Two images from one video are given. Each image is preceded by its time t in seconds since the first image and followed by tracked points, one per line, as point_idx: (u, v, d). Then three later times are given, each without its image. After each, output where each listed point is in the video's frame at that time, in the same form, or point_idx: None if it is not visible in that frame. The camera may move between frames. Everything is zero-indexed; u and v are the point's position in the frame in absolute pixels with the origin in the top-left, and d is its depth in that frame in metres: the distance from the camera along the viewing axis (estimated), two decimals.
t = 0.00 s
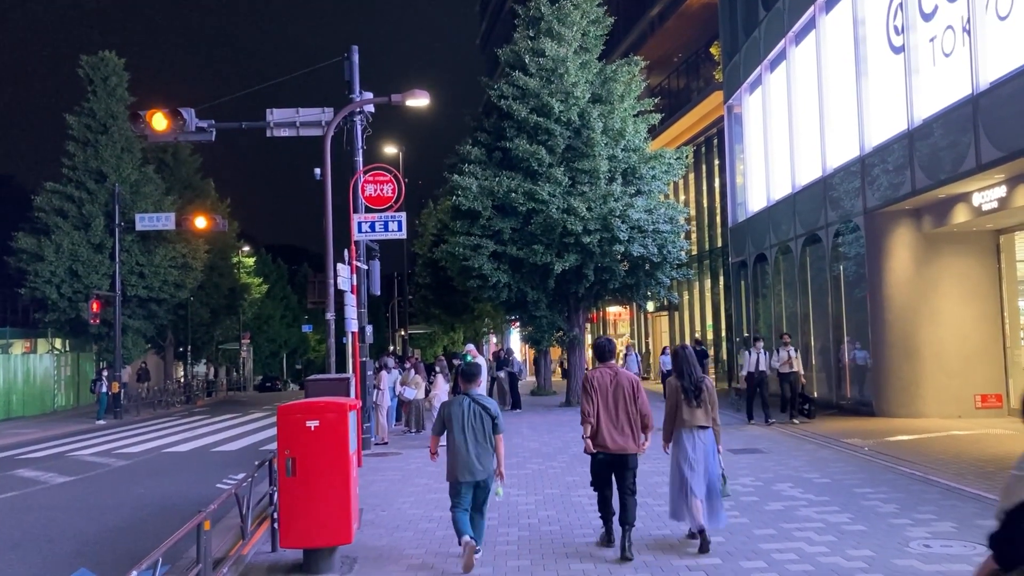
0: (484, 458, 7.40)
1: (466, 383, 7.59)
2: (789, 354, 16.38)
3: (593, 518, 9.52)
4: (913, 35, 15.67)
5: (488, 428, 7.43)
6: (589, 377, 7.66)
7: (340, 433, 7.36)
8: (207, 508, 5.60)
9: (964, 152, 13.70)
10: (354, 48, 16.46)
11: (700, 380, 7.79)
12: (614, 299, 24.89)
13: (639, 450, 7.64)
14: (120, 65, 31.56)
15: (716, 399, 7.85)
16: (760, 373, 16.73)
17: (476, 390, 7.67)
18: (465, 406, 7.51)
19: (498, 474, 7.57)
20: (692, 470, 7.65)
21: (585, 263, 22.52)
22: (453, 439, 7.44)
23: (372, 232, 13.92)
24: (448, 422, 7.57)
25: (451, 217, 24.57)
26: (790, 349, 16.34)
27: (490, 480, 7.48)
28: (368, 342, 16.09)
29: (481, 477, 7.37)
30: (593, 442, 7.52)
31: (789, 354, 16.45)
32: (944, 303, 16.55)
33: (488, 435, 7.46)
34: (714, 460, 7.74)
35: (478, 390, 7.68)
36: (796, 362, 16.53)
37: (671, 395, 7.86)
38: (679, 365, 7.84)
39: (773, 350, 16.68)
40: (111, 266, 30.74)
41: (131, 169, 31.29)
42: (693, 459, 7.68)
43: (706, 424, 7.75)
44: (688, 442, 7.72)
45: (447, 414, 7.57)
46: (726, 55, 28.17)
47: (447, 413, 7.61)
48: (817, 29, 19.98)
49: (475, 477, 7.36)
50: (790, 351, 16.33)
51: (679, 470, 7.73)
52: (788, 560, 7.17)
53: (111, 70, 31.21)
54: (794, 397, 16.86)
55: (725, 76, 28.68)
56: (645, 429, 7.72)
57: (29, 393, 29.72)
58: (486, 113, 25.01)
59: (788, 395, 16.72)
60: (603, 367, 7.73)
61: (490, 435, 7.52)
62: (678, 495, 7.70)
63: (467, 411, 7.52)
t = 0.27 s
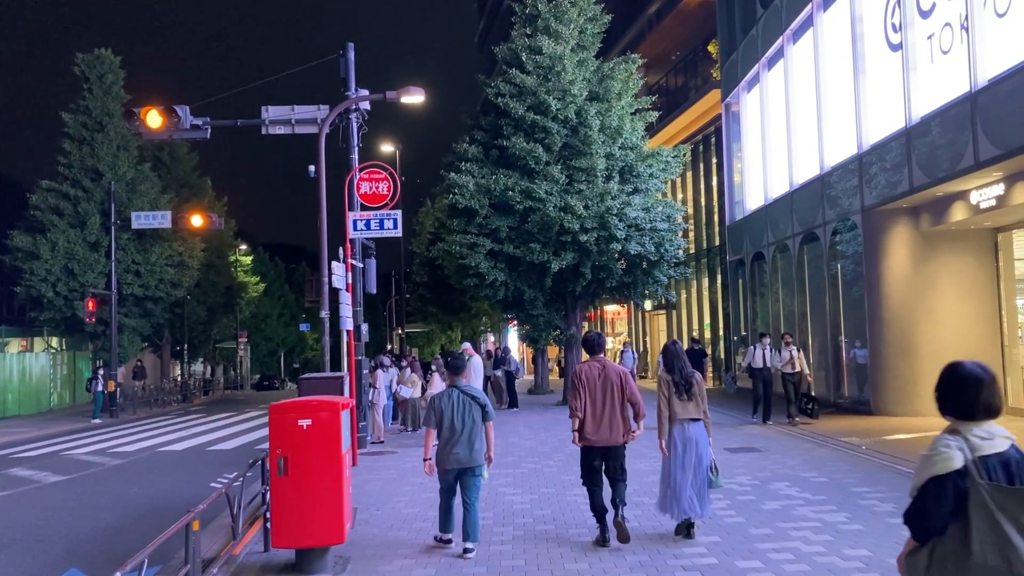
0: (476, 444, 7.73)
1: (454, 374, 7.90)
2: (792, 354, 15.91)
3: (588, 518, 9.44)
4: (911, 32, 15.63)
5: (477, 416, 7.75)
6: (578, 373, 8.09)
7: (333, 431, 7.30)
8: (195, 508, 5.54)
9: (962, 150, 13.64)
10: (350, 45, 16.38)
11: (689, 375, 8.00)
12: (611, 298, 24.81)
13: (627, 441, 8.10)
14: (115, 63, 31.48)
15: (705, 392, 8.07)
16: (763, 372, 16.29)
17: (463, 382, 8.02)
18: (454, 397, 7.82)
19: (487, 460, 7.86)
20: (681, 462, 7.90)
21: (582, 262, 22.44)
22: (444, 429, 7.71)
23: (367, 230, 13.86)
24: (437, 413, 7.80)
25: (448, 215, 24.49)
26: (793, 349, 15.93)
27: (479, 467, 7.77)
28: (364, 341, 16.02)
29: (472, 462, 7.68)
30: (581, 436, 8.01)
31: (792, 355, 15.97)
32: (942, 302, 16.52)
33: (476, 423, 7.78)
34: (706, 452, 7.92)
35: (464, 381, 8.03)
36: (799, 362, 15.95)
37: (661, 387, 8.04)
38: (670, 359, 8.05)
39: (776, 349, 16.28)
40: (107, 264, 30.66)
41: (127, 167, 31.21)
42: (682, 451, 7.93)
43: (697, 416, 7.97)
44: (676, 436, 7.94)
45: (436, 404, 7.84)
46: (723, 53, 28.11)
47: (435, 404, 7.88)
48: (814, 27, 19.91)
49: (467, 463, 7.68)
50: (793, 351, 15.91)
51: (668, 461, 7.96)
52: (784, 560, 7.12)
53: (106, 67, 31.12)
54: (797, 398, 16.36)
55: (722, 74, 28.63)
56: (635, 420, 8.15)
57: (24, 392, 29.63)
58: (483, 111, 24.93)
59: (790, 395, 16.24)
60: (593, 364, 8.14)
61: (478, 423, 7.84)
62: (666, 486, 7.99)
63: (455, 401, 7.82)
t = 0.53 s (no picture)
0: (466, 444, 8.21)
1: (441, 378, 8.37)
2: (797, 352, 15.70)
3: (588, 519, 9.31)
4: (912, 29, 15.52)
5: (466, 417, 8.23)
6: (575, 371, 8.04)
7: (327, 431, 7.20)
8: (186, 509, 5.42)
9: (963, 147, 13.54)
10: (347, 41, 16.25)
11: (684, 376, 8.11)
12: (610, 296, 24.69)
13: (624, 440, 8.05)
14: (112, 60, 31.34)
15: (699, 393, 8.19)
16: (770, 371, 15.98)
17: (450, 385, 8.47)
18: (442, 398, 8.27)
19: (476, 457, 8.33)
20: (675, 462, 8.05)
21: (581, 260, 22.31)
22: (435, 429, 8.16)
23: (364, 228, 13.73)
24: (426, 415, 8.25)
25: (446, 213, 24.34)
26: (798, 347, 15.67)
27: (470, 464, 8.23)
28: (361, 339, 15.90)
29: (463, 460, 8.15)
30: (578, 434, 7.96)
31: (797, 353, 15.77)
32: (942, 300, 16.48)
33: (465, 423, 8.26)
34: (701, 452, 8.05)
35: (451, 384, 8.49)
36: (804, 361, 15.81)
37: (656, 388, 8.12)
38: (665, 360, 8.17)
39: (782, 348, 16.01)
40: (103, 262, 30.51)
41: (123, 164, 31.07)
42: (675, 451, 8.08)
43: (691, 416, 8.10)
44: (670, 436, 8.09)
45: (427, 407, 8.29)
46: (723, 50, 27.98)
47: (424, 407, 8.34)
48: (814, 23, 19.79)
49: (458, 462, 8.14)
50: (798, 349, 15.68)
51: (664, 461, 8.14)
52: (787, 562, 7.00)
53: (103, 64, 30.98)
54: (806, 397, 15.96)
55: (722, 72, 28.51)
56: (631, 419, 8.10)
57: (20, 391, 29.49)
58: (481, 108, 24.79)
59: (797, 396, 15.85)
60: (590, 361, 8.09)
61: (466, 423, 8.32)
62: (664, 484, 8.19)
63: (444, 403, 8.27)
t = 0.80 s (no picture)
0: (459, 436, 8.46)
1: (438, 373, 8.69)
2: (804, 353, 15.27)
3: (590, 521, 9.14)
4: (916, 25, 15.37)
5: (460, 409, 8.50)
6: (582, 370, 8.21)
7: (324, 432, 7.04)
8: (178, 514, 5.28)
9: (968, 144, 13.39)
10: (344, 36, 16.08)
11: (681, 374, 8.38)
12: (609, 294, 24.52)
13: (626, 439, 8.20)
14: (109, 56, 31.13)
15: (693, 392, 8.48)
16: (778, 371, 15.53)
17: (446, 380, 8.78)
18: (436, 392, 8.58)
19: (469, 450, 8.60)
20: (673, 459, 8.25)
21: (581, 258, 22.13)
22: (430, 422, 8.43)
23: (362, 225, 13.56)
24: (421, 407, 8.56)
25: (444, 211, 24.14)
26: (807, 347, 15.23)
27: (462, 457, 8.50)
28: (358, 338, 15.74)
29: (456, 452, 8.38)
30: (585, 432, 8.06)
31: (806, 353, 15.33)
32: (947, 300, 16.27)
33: (459, 416, 8.52)
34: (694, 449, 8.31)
35: (447, 380, 8.78)
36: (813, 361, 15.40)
37: (651, 387, 8.42)
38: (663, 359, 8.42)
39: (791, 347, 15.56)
40: (99, 260, 30.32)
41: (120, 161, 30.88)
42: (670, 449, 8.32)
43: (685, 415, 8.37)
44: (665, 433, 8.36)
45: (423, 400, 8.58)
46: (723, 47, 27.82)
47: (420, 400, 8.68)
48: (816, 20, 19.64)
49: (451, 454, 8.37)
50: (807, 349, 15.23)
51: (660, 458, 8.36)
52: (795, 567, 6.84)
53: (100, 61, 30.78)
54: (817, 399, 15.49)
55: (722, 69, 28.36)
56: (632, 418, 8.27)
57: (16, 389, 29.33)
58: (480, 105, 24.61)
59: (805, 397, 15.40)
60: (594, 361, 8.27)
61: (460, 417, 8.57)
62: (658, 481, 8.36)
63: (439, 397, 8.55)
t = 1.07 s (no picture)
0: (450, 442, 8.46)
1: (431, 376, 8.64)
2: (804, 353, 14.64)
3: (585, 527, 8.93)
4: (913, 23, 15.24)
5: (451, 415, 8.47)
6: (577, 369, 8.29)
7: (312, 437, 6.84)
8: (158, 524, 5.10)
9: (965, 143, 13.27)
10: (335, 32, 15.85)
11: (674, 373, 8.50)
12: (602, 295, 24.34)
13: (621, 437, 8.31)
14: (97, 53, 30.79)
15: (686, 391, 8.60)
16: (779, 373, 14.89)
17: (439, 383, 8.72)
18: (429, 396, 8.52)
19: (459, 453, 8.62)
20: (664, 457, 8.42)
21: (574, 258, 21.95)
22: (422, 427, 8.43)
23: (352, 224, 13.34)
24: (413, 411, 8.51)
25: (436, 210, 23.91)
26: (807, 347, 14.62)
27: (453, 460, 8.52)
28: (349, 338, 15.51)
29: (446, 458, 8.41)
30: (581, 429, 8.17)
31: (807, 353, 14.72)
32: (943, 300, 16.12)
33: (450, 421, 8.51)
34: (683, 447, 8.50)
35: (441, 382, 8.73)
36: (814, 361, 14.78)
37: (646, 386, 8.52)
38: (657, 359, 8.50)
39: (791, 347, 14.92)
40: (86, 259, 29.96)
41: (108, 159, 30.55)
42: (662, 447, 8.46)
43: (676, 414, 8.49)
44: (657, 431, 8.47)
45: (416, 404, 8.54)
46: (717, 47, 27.68)
47: (412, 402, 8.60)
48: (811, 18, 19.51)
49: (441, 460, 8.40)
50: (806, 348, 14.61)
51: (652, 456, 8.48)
52: None
53: (87, 57, 30.45)
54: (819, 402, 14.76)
55: (715, 68, 28.26)
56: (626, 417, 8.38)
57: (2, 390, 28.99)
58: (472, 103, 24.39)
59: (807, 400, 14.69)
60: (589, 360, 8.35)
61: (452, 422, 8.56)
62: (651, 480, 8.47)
63: (431, 401, 8.51)
